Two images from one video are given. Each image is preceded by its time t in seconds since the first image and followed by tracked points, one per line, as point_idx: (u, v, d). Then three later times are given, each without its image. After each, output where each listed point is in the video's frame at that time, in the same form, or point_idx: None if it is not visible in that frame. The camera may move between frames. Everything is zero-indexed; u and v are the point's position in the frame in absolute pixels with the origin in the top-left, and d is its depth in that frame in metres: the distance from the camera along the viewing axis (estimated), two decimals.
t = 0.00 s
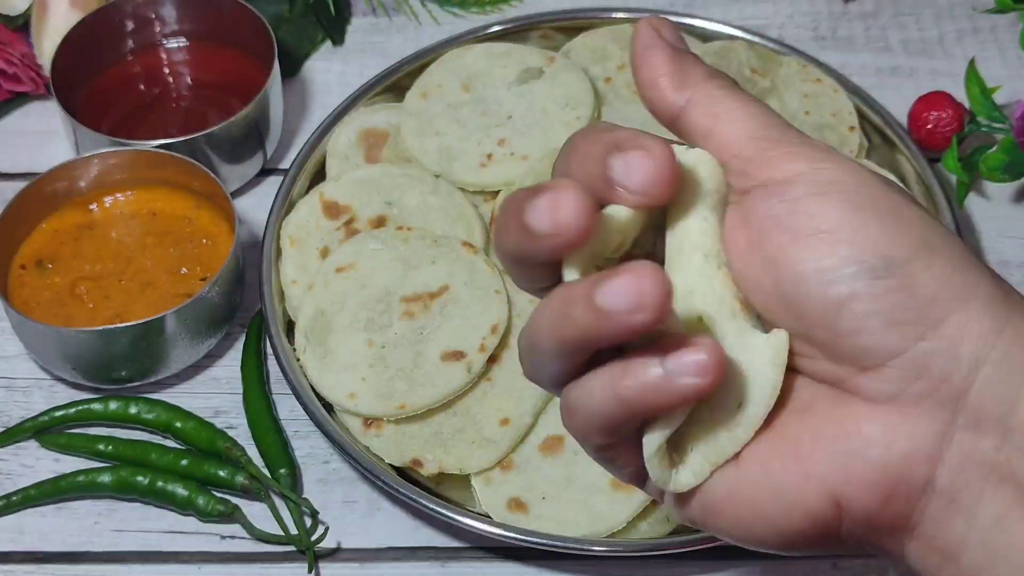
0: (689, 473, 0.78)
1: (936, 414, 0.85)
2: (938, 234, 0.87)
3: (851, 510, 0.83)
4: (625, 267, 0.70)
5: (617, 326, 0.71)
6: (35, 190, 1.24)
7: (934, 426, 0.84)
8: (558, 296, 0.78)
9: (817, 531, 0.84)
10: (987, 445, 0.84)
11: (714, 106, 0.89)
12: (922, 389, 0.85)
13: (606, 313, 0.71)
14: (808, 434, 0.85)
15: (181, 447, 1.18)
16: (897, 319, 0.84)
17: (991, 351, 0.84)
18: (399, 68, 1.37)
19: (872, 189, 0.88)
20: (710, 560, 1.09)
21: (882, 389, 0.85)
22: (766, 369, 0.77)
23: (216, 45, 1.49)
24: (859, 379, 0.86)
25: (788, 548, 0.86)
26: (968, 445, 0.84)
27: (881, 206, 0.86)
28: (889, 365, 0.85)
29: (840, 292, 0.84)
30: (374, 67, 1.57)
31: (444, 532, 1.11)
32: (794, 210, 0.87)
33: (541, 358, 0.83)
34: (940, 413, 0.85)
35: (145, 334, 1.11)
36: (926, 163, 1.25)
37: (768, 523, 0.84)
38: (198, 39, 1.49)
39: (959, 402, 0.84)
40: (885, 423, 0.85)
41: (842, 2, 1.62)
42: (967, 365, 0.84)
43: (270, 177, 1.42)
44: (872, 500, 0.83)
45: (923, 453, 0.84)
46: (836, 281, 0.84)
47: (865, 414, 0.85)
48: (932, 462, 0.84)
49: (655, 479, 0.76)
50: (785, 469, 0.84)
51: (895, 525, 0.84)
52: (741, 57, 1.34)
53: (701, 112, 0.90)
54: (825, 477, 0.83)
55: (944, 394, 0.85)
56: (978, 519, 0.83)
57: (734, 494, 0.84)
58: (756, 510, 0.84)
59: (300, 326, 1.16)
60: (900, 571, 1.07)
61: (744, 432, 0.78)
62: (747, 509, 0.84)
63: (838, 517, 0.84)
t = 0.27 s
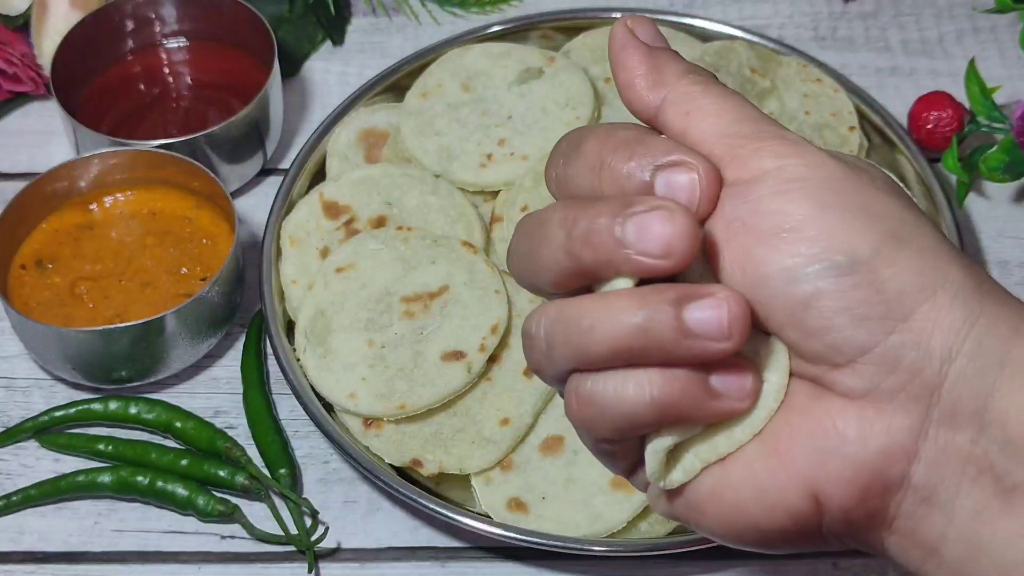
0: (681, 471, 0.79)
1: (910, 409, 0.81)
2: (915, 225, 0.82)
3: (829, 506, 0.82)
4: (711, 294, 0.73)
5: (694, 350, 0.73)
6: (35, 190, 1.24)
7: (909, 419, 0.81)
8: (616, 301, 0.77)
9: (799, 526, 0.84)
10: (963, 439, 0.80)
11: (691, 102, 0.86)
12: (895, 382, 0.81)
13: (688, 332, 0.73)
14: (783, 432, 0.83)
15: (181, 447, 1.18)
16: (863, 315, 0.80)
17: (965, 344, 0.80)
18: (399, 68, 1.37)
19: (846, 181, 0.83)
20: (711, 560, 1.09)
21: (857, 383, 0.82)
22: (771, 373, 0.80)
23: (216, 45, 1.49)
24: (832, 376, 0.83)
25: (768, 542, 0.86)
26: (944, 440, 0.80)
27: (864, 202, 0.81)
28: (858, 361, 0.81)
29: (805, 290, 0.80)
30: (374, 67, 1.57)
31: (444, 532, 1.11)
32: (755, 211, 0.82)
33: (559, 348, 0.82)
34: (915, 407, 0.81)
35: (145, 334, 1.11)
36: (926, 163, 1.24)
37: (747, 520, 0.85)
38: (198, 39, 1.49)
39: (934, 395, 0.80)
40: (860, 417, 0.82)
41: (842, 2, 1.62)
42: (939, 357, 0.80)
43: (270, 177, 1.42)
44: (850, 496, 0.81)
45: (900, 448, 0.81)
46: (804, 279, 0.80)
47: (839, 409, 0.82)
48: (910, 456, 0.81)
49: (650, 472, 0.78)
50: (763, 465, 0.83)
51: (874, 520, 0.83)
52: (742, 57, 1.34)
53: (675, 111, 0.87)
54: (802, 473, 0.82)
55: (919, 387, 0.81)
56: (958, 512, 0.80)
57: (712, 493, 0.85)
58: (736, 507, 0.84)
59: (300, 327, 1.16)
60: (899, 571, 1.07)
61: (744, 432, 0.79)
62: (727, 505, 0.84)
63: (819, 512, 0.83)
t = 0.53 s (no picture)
0: (672, 464, 0.81)
1: (900, 405, 0.79)
2: (909, 220, 0.80)
3: (818, 500, 0.82)
4: (729, 293, 0.75)
5: (711, 347, 0.74)
6: (35, 190, 1.24)
7: (899, 415, 0.79)
8: (631, 293, 0.77)
9: (790, 520, 0.84)
10: (953, 434, 0.78)
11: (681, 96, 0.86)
12: (885, 377, 0.79)
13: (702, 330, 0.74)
14: (773, 426, 0.83)
15: (181, 447, 1.18)
16: (851, 309, 0.78)
17: (955, 337, 0.78)
18: (399, 68, 1.37)
19: (840, 175, 0.80)
20: (711, 560, 1.09)
21: (847, 377, 0.80)
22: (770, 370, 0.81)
23: (216, 45, 1.49)
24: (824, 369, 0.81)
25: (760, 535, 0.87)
26: (935, 435, 0.79)
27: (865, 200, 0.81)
28: (848, 355, 0.79)
29: (794, 284, 0.78)
30: (374, 67, 1.57)
31: (443, 532, 1.11)
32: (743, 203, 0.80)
33: (563, 335, 0.82)
34: (906, 403, 0.79)
35: (145, 334, 1.11)
36: (926, 163, 1.24)
37: (738, 514, 0.85)
38: (198, 38, 1.49)
39: (924, 389, 0.79)
40: (851, 411, 0.81)
41: (842, 3, 1.62)
42: (929, 352, 0.78)
43: (270, 177, 1.42)
44: (840, 491, 0.81)
45: (889, 444, 0.79)
46: (792, 273, 0.78)
47: (829, 402, 0.81)
48: (901, 452, 0.79)
49: (642, 466, 0.80)
50: (753, 459, 0.83)
51: (865, 514, 0.82)
52: (742, 57, 1.34)
53: (666, 105, 0.87)
54: (792, 467, 0.81)
55: (909, 380, 0.79)
56: (949, 508, 0.78)
57: (703, 486, 0.85)
58: (726, 502, 0.84)
59: (300, 326, 1.16)
60: (899, 571, 1.07)
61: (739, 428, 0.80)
62: (718, 499, 0.85)
63: (809, 506, 0.83)
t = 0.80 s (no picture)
0: (670, 450, 0.78)
1: (923, 403, 0.81)
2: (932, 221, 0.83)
3: (832, 498, 0.81)
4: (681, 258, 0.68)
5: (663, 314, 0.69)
6: (35, 190, 1.24)
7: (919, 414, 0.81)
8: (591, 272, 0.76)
9: (802, 518, 0.83)
10: (974, 433, 0.81)
11: (702, 82, 0.86)
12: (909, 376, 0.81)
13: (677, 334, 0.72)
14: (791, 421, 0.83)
15: (181, 447, 1.18)
16: (879, 305, 0.80)
17: (979, 337, 0.80)
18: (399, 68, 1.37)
19: (867, 175, 0.82)
20: (711, 560, 1.09)
21: (869, 374, 0.82)
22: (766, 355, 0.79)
23: (216, 45, 1.49)
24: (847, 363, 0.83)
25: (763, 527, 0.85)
26: (956, 434, 0.81)
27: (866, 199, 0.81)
28: (873, 351, 0.81)
29: (824, 277, 0.80)
30: (374, 67, 1.57)
31: (443, 532, 1.11)
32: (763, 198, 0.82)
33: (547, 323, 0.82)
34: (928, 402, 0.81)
35: (145, 333, 1.10)
36: (926, 163, 1.25)
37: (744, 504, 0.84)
38: (198, 38, 1.49)
39: (947, 389, 0.81)
40: (874, 407, 0.82)
41: (842, 2, 1.62)
42: (954, 353, 0.80)
43: (270, 177, 1.42)
44: (859, 488, 0.81)
45: (910, 442, 0.81)
46: (824, 265, 0.80)
47: (850, 399, 0.83)
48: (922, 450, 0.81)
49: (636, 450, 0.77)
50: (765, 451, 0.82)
51: (881, 514, 0.83)
52: (742, 57, 1.34)
53: (688, 90, 0.86)
54: (807, 461, 0.81)
55: (933, 379, 0.81)
56: (970, 505, 0.80)
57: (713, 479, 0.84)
58: (736, 494, 0.83)
59: (300, 327, 1.16)
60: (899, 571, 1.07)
61: (737, 415, 0.79)
62: (725, 488, 0.84)
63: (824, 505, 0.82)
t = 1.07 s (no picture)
0: (610, 448, 0.82)
1: (996, 410, 0.83)
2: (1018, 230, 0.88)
3: (901, 502, 0.82)
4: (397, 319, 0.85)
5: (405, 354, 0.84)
6: (35, 190, 1.24)
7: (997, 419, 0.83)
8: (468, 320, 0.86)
9: (862, 521, 0.82)
10: None
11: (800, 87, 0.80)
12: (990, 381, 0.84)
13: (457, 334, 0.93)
14: (864, 422, 0.82)
15: (181, 447, 1.18)
16: (982, 307, 0.84)
17: None
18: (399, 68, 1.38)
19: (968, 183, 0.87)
20: (711, 560, 1.09)
21: (950, 373, 0.84)
22: (732, 368, 0.82)
23: (216, 45, 1.49)
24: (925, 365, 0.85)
25: (825, 532, 0.84)
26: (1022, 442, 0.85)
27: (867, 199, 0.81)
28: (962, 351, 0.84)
29: (936, 270, 0.85)
30: (374, 67, 1.57)
31: (444, 532, 1.11)
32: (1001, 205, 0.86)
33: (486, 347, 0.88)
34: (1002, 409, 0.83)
35: (145, 333, 1.10)
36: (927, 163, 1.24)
37: (812, 509, 0.82)
38: (198, 38, 1.49)
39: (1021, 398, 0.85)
40: (943, 411, 0.83)
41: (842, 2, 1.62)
42: None
43: (270, 177, 1.42)
44: (928, 493, 0.82)
45: (984, 446, 0.82)
46: (939, 258, 0.85)
47: (926, 400, 0.83)
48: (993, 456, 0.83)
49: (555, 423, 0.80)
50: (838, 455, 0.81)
51: (940, 518, 0.84)
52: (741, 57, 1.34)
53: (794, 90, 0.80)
54: (881, 465, 0.80)
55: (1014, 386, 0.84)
56: None
57: (775, 476, 0.82)
58: (800, 492, 0.81)
59: (300, 327, 1.16)
60: (899, 571, 1.07)
61: (692, 423, 0.81)
62: (792, 493, 0.82)
63: (888, 508, 0.82)
